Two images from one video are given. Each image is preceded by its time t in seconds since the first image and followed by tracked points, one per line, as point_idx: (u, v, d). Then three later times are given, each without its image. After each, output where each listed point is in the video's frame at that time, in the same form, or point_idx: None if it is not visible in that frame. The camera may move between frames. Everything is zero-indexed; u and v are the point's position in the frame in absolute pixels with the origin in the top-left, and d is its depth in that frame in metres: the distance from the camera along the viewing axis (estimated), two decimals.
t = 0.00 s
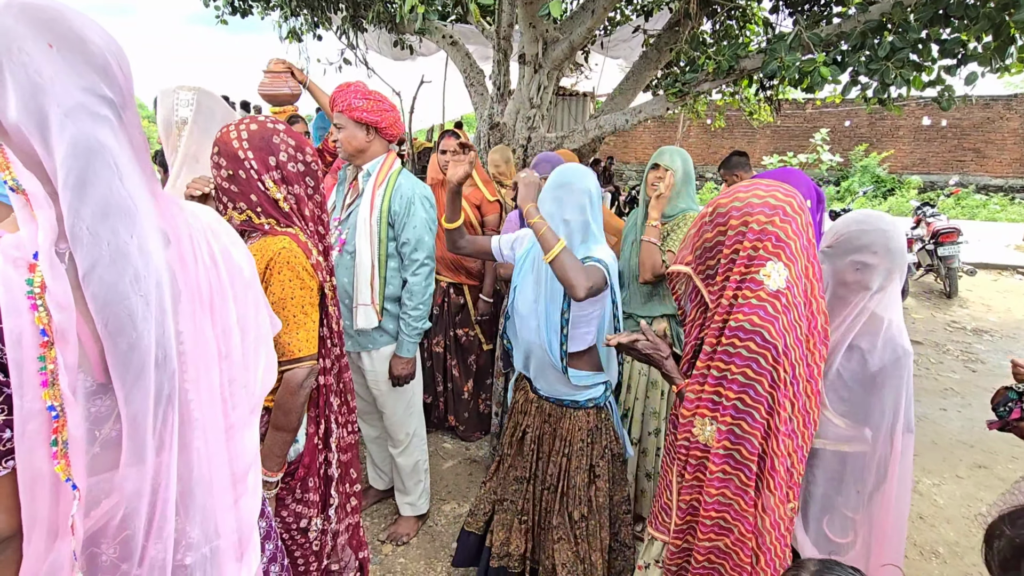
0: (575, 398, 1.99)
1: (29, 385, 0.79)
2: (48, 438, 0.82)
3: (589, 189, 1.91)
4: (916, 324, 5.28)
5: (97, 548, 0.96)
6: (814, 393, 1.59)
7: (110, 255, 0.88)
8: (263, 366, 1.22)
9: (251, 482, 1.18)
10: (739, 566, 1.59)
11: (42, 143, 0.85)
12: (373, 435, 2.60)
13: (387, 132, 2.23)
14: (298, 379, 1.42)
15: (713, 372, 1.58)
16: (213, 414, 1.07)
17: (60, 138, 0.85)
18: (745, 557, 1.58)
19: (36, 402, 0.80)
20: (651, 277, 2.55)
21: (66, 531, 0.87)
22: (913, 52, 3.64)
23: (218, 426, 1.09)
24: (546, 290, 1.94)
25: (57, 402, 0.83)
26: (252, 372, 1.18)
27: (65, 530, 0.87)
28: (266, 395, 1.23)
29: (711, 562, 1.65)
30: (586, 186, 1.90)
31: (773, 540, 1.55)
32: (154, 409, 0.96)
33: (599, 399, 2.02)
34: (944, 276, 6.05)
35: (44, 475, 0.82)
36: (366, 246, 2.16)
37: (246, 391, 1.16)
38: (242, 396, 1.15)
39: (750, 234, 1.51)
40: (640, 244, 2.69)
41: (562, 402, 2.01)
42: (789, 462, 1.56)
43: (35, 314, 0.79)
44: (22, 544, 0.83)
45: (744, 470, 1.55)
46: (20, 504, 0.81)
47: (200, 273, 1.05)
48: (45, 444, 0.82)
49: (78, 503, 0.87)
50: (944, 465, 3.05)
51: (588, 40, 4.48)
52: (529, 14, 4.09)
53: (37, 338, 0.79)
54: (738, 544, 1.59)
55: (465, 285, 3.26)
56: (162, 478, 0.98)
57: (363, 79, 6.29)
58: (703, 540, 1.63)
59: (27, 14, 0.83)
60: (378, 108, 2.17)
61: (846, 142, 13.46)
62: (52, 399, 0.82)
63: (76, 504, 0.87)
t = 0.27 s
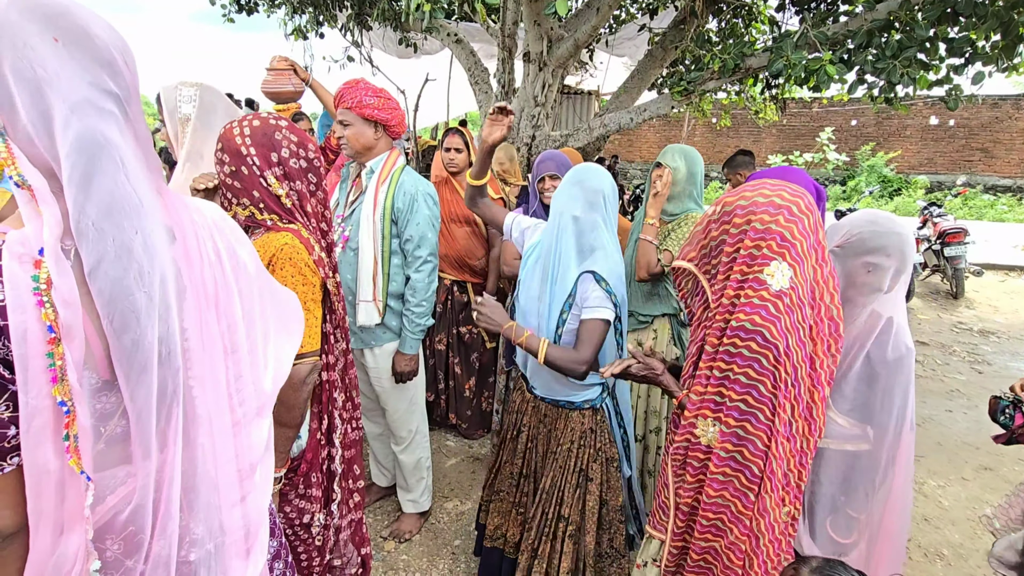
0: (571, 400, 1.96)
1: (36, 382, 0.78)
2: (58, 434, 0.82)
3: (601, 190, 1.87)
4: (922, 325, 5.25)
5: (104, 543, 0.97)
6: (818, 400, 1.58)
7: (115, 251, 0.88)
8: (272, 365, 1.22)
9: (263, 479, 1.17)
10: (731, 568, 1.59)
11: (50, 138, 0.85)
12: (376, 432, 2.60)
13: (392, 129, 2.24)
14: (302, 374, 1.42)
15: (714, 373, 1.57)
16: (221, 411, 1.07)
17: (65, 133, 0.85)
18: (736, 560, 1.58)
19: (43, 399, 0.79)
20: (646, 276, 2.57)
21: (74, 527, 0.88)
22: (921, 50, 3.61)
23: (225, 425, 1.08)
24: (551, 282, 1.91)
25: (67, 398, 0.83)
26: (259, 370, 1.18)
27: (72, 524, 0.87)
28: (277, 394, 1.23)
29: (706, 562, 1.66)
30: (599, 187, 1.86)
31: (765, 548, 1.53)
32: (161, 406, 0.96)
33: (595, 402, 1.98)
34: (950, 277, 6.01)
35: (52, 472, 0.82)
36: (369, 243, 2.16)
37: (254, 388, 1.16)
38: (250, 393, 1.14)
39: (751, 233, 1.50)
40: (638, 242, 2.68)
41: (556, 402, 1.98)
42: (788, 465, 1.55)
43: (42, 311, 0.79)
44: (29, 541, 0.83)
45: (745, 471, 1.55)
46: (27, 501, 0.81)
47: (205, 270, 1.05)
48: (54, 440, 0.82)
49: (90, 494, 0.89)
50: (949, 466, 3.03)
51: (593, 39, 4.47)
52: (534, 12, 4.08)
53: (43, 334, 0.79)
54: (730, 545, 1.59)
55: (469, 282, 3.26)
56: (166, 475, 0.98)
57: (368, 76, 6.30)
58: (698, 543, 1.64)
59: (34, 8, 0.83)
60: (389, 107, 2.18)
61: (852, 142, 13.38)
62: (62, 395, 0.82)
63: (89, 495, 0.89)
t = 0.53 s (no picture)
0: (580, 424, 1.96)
1: (52, 381, 0.80)
2: (73, 430, 0.84)
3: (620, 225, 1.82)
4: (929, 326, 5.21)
5: (117, 539, 0.98)
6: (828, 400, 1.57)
7: (125, 247, 0.88)
8: (286, 363, 1.20)
9: (271, 475, 1.17)
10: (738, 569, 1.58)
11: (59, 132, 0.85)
12: (380, 430, 2.60)
13: (400, 127, 2.25)
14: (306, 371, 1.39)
15: (726, 373, 1.55)
16: (229, 409, 1.07)
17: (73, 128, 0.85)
18: (743, 560, 1.57)
19: (58, 396, 0.81)
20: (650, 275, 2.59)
21: (90, 522, 0.90)
22: (930, 49, 3.58)
23: (235, 423, 1.08)
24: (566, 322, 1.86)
25: (81, 393, 0.84)
26: (270, 368, 1.17)
27: (88, 520, 0.89)
28: (290, 392, 1.20)
29: (711, 562, 1.63)
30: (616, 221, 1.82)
31: (770, 548, 1.52)
32: (172, 403, 0.96)
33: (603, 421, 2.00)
34: (958, 277, 5.96)
35: (67, 468, 0.83)
36: (375, 240, 2.15)
37: (263, 386, 1.15)
38: (260, 392, 1.14)
39: (762, 232, 1.49)
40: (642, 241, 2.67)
41: (567, 428, 1.97)
42: (796, 468, 1.54)
43: (54, 306, 0.80)
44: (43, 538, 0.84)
45: (753, 472, 1.54)
46: (43, 498, 0.82)
47: (214, 267, 1.05)
48: (70, 436, 0.83)
49: (105, 491, 0.90)
50: (956, 468, 3.01)
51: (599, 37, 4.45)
52: (539, 10, 4.06)
53: (58, 330, 0.80)
54: (738, 547, 1.58)
55: (474, 280, 3.25)
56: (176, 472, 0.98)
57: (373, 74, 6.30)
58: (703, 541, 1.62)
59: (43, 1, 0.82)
60: (400, 106, 2.20)
61: (859, 142, 13.29)
62: (75, 391, 0.83)
63: (104, 492, 0.90)
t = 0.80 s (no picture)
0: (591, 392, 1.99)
1: (70, 377, 0.83)
2: (90, 425, 0.86)
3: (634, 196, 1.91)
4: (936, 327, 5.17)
5: (132, 532, 0.97)
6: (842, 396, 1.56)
7: (141, 242, 0.88)
8: (292, 359, 1.20)
9: (279, 471, 1.17)
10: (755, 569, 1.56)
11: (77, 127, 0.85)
12: (384, 428, 2.60)
13: (407, 125, 2.24)
14: (311, 368, 1.40)
15: (734, 372, 1.54)
16: (239, 403, 1.07)
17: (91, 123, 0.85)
18: (759, 559, 1.55)
19: (76, 392, 0.84)
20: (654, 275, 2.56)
21: (105, 516, 0.90)
22: (938, 49, 3.55)
23: (245, 416, 1.08)
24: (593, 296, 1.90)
25: (98, 388, 0.87)
26: (278, 364, 1.17)
27: (103, 515, 0.90)
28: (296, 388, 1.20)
29: (723, 563, 1.62)
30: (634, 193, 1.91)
31: (784, 546, 1.52)
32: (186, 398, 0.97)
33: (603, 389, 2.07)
34: (966, 279, 5.92)
35: (83, 463, 0.86)
36: (380, 238, 2.15)
37: (273, 381, 1.15)
38: (270, 388, 1.14)
39: (771, 229, 1.48)
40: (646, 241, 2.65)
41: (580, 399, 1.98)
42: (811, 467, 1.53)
43: (75, 300, 0.82)
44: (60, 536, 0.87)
45: (764, 471, 1.52)
46: (59, 495, 0.85)
47: (227, 261, 1.05)
48: (86, 431, 0.86)
49: (120, 485, 0.91)
50: (963, 471, 2.99)
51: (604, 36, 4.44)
52: (545, 8, 4.05)
53: (77, 325, 0.83)
54: (752, 547, 1.56)
55: (478, 279, 3.25)
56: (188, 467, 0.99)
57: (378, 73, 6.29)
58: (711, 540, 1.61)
59: None
60: (407, 104, 2.19)
61: (865, 142, 13.25)
62: (93, 385, 0.86)
63: (119, 486, 0.91)
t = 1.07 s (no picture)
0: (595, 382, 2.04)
1: (88, 379, 0.84)
2: (104, 429, 0.87)
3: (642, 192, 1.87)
4: (943, 331, 5.13)
5: (144, 532, 0.98)
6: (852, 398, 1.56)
7: (160, 246, 0.88)
8: (290, 367, 1.17)
9: (285, 475, 1.16)
10: None
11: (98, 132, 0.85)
12: (388, 429, 2.59)
13: (412, 126, 2.23)
14: (315, 372, 1.38)
15: (747, 380, 1.52)
16: (251, 407, 1.06)
17: (112, 128, 0.85)
18: (775, 568, 1.55)
19: (92, 395, 0.85)
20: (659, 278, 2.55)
21: (115, 525, 0.92)
22: (946, 50, 3.52)
23: (256, 418, 1.07)
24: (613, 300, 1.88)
25: (113, 392, 0.88)
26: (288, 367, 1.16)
27: (114, 522, 0.92)
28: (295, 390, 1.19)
29: (740, 571, 1.61)
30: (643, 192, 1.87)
31: (807, 556, 1.49)
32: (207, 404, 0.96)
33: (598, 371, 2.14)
34: (973, 282, 5.87)
35: (97, 466, 0.88)
36: (385, 240, 2.14)
37: (283, 385, 1.14)
38: (279, 391, 1.13)
39: (779, 235, 1.46)
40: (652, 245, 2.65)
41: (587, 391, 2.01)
42: (828, 474, 1.51)
43: (94, 304, 0.84)
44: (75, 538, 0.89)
45: (782, 481, 1.51)
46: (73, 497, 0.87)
47: (241, 265, 1.04)
48: (100, 435, 0.87)
49: (129, 491, 0.92)
50: (971, 477, 2.96)
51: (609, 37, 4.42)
52: (550, 9, 4.04)
53: (95, 328, 0.84)
54: (771, 555, 1.56)
55: (482, 280, 3.24)
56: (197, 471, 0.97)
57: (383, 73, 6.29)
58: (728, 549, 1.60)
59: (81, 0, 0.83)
60: (413, 105, 2.18)
61: (872, 143, 13.13)
62: (108, 389, 0.87)
63: (128, 494, 0.93)
